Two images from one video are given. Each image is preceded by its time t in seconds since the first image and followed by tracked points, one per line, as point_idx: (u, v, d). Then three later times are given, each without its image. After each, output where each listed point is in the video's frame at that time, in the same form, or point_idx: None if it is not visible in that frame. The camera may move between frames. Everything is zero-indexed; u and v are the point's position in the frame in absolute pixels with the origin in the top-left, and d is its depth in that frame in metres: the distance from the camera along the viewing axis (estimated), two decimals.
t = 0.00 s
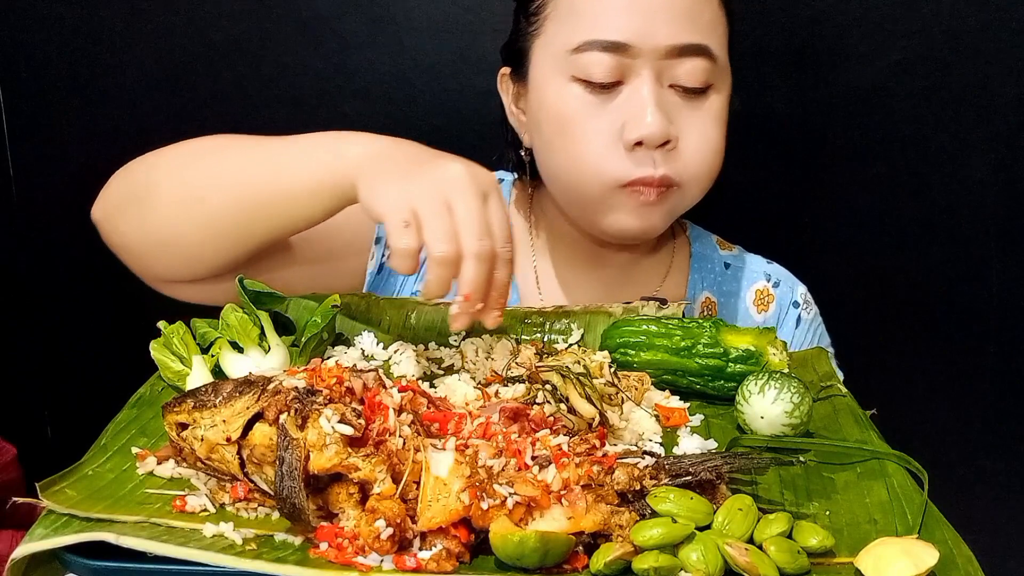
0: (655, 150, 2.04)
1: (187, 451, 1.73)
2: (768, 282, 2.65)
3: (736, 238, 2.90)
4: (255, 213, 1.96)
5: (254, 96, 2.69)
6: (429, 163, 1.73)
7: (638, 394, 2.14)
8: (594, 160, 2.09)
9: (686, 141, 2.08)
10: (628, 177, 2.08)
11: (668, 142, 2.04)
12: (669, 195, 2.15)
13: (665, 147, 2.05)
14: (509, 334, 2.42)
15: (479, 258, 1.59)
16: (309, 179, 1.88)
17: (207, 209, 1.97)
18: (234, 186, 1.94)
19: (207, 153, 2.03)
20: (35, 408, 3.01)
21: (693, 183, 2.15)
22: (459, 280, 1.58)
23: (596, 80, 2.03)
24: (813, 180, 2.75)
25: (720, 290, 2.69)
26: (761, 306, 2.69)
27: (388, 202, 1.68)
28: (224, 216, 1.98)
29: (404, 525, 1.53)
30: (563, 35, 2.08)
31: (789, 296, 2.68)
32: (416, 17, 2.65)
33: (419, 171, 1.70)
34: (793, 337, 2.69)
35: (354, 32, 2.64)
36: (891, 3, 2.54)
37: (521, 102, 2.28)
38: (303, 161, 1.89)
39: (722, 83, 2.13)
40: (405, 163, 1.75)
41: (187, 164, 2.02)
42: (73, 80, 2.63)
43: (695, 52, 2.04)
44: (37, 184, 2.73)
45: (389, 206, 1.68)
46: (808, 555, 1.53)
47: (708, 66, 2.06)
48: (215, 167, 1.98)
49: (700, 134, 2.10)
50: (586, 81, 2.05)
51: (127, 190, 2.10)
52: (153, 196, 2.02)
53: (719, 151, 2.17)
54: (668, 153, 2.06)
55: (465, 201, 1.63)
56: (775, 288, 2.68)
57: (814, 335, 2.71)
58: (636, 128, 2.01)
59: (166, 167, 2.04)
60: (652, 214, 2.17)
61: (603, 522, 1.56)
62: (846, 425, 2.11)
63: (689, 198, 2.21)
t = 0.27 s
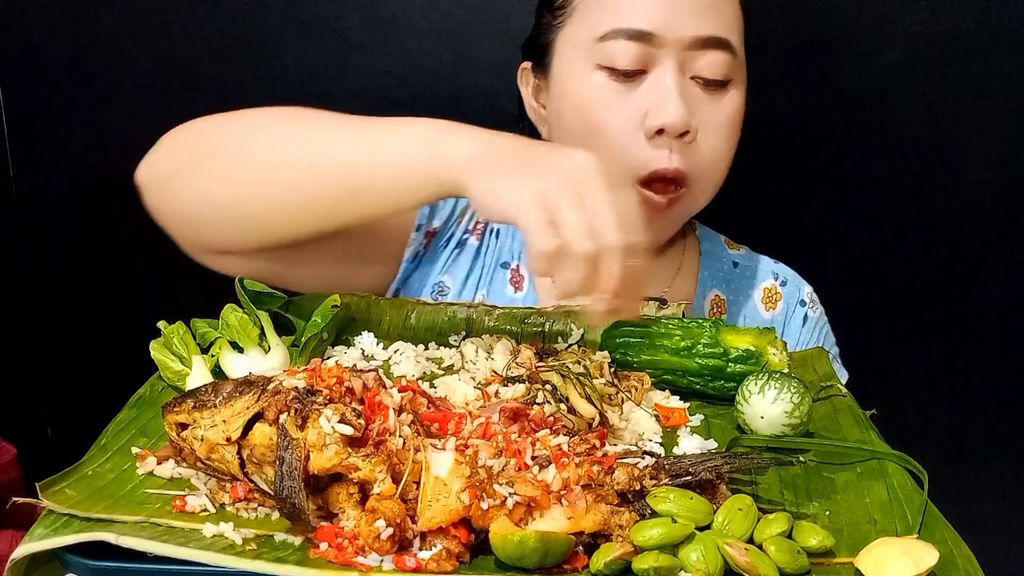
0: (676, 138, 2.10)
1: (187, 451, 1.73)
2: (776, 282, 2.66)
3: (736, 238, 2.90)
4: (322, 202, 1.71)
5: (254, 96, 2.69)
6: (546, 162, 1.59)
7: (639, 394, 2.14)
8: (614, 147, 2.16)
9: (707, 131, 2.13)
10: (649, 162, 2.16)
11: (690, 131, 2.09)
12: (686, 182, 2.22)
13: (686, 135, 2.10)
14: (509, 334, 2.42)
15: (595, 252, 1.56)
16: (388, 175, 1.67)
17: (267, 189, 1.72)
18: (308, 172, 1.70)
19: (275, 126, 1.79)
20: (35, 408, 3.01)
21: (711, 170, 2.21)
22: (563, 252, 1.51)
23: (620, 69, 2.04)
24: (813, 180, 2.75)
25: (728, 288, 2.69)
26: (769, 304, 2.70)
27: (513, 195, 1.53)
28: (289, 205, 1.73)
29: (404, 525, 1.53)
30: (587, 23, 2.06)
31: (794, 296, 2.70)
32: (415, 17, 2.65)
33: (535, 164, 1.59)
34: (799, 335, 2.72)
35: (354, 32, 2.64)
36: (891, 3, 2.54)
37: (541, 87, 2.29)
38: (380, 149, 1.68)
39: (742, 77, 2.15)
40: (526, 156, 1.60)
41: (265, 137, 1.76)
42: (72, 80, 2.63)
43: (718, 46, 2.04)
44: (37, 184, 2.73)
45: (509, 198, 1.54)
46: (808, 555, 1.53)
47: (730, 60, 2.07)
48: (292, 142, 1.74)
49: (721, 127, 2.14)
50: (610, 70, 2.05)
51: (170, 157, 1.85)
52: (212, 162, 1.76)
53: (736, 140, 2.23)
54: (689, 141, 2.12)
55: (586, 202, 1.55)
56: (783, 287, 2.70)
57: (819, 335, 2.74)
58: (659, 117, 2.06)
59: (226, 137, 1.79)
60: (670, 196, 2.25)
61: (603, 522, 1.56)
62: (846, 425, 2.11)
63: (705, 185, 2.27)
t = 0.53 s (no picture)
0: (697, 139, 2.06)
1: (187, 451, 1.73)
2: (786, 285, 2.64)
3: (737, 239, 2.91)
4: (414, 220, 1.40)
5: (254, 97, 2.70)
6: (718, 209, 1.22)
7: (639, 395, 2.13)
8: (633, 149, 2.12)
9: (726, 133, 2.11)
10: (669, 163, 2.11)
11: (710, 132, 2.06)
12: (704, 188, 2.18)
13: (706, 137, 2.07)
14: (508, 334, 2.41)
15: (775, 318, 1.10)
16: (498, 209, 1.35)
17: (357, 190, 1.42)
18: (418, 184, 1.38)
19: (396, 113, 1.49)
20: (35, 408, 3.01)
21: (731, 173, 2.18)
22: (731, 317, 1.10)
23: (640, 70, 2.03)
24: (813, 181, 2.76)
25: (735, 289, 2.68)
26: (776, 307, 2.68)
27: (655, 242, 1.21)
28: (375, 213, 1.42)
29: (404, 525, 1.53)
30: (610, 24, 2.07)
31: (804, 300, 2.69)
32: (416, 17, 2.64)
33: (694, 208, 1.23)
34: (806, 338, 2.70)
35: (354, 32, 2.64)
36: (892, 3, 2.54)
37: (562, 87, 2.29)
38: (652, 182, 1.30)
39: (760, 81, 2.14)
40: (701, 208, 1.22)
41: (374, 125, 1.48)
42: (72, 80, 2.63)
43: (740, 49, 2.04)
44: (37, 184, 2.73)
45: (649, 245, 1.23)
46: (808, 555, 1.53)
47: (749, 63, 2.06)
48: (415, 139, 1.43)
49: (740, 129, 2.13)
50: (631, 70, 2.04)
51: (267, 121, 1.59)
52: (320, 137, 1.50)
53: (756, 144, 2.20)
54: (710, 143, 2.09)
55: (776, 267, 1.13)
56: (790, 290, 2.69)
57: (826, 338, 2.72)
58: (680, 117, 2.02)
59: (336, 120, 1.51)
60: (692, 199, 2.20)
61: (603, 523, 1.56)
62: (846, 425, 2.10)
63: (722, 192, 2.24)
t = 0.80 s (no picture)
0: (698, 139, 2.01)
1: (187, 451, 1.73)
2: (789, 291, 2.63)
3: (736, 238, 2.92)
4: (435, 237, 1.35)
5: (255, 97, 2.70)
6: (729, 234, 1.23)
7: (639, 394, 2.13)
8: (633, 149, 2.08)
9: (728, 134, 2.07)
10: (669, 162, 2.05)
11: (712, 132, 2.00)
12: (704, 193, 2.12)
13: (708, 137, 2.01)
14: (508, 334, 2.41)
15: (775, 344, 1.07)
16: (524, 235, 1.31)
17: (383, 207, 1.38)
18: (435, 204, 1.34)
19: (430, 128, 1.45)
20: (36, 408, 3.01)
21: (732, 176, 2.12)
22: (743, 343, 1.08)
23: (644, 68, 2.02)
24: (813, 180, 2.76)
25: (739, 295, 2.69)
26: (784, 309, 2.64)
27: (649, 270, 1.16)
28: (388, 235, 1.39)
29: (404, 525, 1.53)
30: (616, 24, 2.08)
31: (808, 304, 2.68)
32: (416, 17, 2.64)
33: (717, 238, 1.19)
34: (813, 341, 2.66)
35: (354, 32, 2.64)
36: (891, 3, 2.54)
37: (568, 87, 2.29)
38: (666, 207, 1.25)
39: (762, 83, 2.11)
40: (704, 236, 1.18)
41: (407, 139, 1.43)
42: (72, 80, 2.63)
43: (743, 49, 2.02)
44: (37, 185, 2.74)
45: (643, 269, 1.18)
46: (808, 555, 1.53)
47: (752, 64, 2.04)
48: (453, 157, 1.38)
49: (742, 130, 2.08)
50: (634, 68, 2.03)
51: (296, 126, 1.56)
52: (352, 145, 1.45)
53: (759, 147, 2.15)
54: (711, 144, 2.03)
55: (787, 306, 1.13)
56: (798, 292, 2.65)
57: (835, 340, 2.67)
58: (682, 116, 1.97)
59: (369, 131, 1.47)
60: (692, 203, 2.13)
61: (603, 522, 1.56)
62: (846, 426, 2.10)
63: (723, 197, 2.18)
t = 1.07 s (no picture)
0: (685, 131, 2.26)
1: (187, 451, 1.73)
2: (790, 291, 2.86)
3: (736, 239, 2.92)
4: (297, 189, 1.90)
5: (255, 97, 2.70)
6: (535, 113, 1.48)
7: (640, 395, 2.11)
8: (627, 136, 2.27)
9: (717, 124, 2.27)
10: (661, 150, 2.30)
11: (699, 125, 2.25)
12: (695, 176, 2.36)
13: (695, 129, 2.26)
14: (508, 334, 2.41)
15: (596, 232, 1.33)
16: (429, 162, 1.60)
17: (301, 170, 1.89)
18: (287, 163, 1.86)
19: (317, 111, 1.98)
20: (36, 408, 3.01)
21: (720, 161, 2.34)
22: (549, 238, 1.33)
23: (634, 62, 2.17)
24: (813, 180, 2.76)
25: (743, 294, 2.91)
26: (783, 310, 2.92)
27: (499, 197, 1.38)
28: (277, 167, 1.86)
29: (404, 525, 1.53)
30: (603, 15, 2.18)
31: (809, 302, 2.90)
32: (416, 17, 2.65)
33: (523, 136, 1.40)
34: (813, 340, 2.92)
35: (354, 32, 2.64)
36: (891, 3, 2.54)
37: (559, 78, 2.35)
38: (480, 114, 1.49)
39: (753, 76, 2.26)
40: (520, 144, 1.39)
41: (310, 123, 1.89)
42: (71, 80, 2.63)
43: (731, 45, 2.18)
44: (37, 185, 2.74)
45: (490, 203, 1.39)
46: (808, 555, 1.53)
47: (743, 59, 2.20)
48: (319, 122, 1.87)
49: (731, 120, 2.27)
50: (626, 62, 2.18)
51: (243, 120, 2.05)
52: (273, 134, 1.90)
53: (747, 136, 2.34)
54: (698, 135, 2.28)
55: (604, 186, 1.40)
56: (797, 294, 2.89)
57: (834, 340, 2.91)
58: (670, 110, 2.21)
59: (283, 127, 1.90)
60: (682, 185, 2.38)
61: (602, 522, 1.56)
62: (846, 425, 2.10)
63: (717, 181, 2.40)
